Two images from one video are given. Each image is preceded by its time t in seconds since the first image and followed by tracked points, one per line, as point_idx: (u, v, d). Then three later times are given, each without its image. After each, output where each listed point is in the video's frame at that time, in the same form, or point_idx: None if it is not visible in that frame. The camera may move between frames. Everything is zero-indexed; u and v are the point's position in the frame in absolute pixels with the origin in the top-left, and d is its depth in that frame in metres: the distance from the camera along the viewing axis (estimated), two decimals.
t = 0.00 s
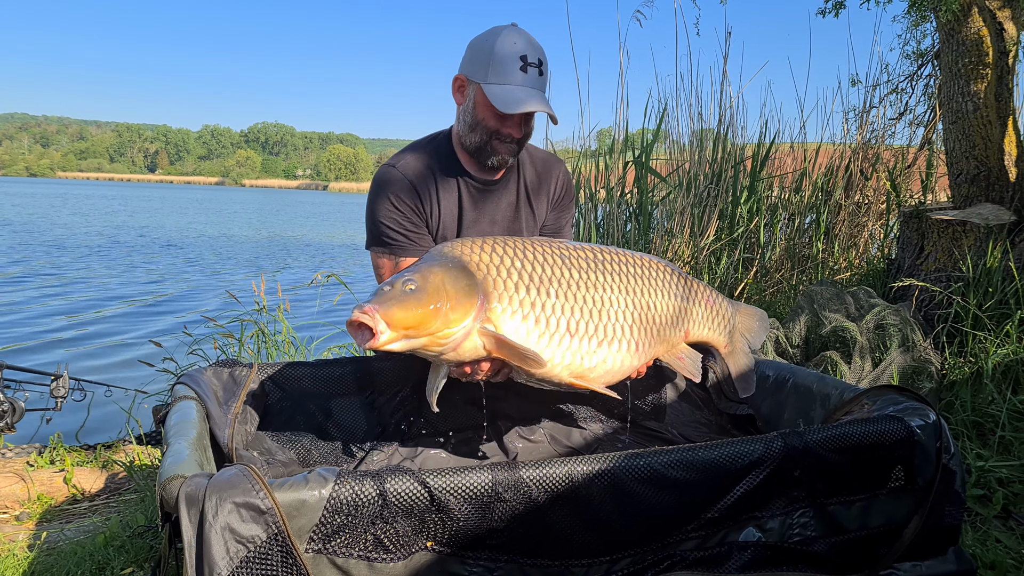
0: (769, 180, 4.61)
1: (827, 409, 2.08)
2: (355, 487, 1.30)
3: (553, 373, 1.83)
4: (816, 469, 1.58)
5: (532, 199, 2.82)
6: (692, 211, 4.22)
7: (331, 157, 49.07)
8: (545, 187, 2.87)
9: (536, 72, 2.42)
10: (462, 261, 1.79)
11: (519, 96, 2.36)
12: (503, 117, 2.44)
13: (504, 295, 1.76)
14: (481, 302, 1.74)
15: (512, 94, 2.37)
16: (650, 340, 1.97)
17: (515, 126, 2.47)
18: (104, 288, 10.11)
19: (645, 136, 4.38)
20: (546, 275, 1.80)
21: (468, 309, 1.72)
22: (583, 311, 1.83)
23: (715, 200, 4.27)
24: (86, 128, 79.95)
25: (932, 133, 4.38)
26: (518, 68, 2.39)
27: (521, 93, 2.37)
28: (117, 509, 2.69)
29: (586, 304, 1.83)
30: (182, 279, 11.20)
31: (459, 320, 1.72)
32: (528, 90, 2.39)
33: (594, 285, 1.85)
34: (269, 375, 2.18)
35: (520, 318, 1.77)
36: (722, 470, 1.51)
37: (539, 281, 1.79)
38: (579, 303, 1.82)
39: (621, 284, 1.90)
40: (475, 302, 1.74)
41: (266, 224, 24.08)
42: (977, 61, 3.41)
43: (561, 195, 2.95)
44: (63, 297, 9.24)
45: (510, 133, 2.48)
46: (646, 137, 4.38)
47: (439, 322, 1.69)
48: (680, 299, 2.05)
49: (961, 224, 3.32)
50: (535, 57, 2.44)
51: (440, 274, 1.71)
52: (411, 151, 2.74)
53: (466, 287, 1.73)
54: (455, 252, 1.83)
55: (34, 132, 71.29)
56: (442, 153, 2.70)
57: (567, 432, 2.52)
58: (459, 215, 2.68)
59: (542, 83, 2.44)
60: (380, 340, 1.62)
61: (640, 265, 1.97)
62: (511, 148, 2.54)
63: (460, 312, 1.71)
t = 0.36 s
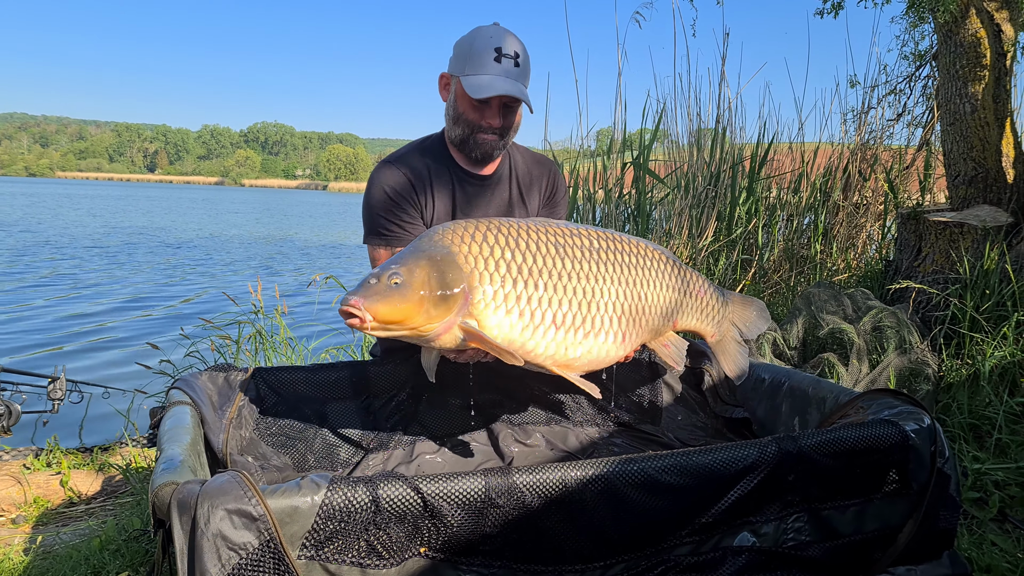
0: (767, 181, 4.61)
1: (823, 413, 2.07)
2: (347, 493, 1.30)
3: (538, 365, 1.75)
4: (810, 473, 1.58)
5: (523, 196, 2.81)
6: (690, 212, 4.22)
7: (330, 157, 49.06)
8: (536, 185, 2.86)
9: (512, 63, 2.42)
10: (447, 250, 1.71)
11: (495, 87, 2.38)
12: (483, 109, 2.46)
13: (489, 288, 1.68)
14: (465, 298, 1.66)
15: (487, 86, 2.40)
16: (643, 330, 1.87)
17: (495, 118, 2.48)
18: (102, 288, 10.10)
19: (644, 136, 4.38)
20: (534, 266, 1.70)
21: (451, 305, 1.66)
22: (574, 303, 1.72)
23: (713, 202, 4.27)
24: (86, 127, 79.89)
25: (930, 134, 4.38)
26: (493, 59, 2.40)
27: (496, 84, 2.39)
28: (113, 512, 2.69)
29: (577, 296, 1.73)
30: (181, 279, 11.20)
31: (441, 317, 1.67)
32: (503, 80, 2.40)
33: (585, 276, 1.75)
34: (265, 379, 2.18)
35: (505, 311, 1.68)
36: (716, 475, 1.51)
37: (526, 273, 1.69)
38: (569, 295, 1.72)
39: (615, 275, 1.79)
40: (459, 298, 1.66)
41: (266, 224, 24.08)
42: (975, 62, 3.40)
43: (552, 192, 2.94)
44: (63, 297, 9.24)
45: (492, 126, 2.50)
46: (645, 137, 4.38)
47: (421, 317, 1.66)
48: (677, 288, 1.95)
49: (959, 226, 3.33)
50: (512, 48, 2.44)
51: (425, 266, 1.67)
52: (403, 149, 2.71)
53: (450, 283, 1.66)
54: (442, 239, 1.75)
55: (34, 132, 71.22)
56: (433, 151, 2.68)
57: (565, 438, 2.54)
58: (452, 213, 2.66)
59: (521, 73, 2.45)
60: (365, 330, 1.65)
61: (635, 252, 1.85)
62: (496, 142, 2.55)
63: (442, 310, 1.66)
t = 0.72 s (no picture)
0: (764, 182, 4.60)
1: (815, 416, 2.06)
2: (332, 501, 1.29)
3: (517, 347, 1.72)
4: (801, 478, 1.57)
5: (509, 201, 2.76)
6: (688, 213, 4.20)
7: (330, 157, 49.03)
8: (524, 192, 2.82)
9: (468, 63, 2.45)
10: (429, 226, 1.68)
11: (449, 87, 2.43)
12: (447, 111, 2.52)
13: (471, 264, 1.64)
14: (446, 272, 1.64)
15: (442, 85, 2.45)
16: (625, 318, 1.85)
17: (456, 119, 2.51)
18: (100, 288, 10.09)
19: (642, 137, 4.37)
20: (518, 245, 1.67)
21: (431, 280, 1.64)
22: (556, 285, 1.70)
23: (711, 203, 4.25)
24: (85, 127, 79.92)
25: (928, 134, 4.37)
26: (448, 61, 2.45)
27: (449, 84, 2.43)
28: (105, 516, 2.67)
29: (558, 279, 1.70)
30: (180, 280, 11.18)
31: (421, 291, 1.64)
32: (457, 79, 2.44)
33: (568, 259, 1.72)
34: (254, 385, 2.16)
35: (485, 289, 1.65)
36: (706, 480, 1.50)
37: (509, 252, 1.66)
38: (550, 276, 1.69)
39: (598, 260, 1.77)
40: (439, 272, 1.64)
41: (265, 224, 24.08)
42: (972, 64, 3.39)
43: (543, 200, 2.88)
44: (61, 298, 9.23)
45: (460, 126, 2.51)
46: (643, 138, 4.37)
47: (400, 290, 1.63)
48: (661, 277, 1.93)
49: (955, 227, 3.32)
50: (470, 48, 2.47)
51: (407, 240, 1.63)
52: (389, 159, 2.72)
53: (430, 256, 1.63)
54: (424, 216, 1.71)
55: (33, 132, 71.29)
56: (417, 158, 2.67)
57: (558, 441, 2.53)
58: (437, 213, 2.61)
59: (480, 72, 2.48)
60: (343, 300, 1.61)
61: (621, 240, 1.84)
62: (467, 142, 2.54)
63: (422, 283, 1.63)
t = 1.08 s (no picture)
0: (762, 183, 4.59)
1: (811, 418, 2.05)
2: (323, 505, 1.28)
3: (493, 334, 1.71)
4: (796, 481, 1.56)
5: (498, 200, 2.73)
6: (686, 214, 4.19)
7: (329, 157, 49.02)
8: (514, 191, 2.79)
9: (415, 59, 2.45)
10: (407, 210, 1.67)
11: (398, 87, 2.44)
12: (411, 111, 2.52)
13: (446, 250, 1.63)
14: (420, 256, 1.62)
15: (394, 86, 2.46)
16: (606, 310, 1.84)
17: (417, 116, 2.50)
18: (98, 288, 10.08)
19: (639, 137, 4.36)
20: (497, 233, 1.66)
21: (404, 264, 1.62)
22: (534, 274, 1.69)
23: (708, 203, 4.24)
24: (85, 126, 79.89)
25: (926, 135, 4.37)
26: (399, 63, 2.48)
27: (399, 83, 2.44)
28: (99, 518, 2.66)
29: (537, 268, 1.69)
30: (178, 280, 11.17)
31: (394, 274, 1.62)
32: (404, 77, 2.44)
33: (549, 249, 1.71)
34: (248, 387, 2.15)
35: (461, 274, 1.64)
36: (700, 483, 1.49)
37: (487, 238, 1.65)
38: (529, 265, 1.69)
39: (581, 251, 1.76)
40: (413, 255, 1.62)
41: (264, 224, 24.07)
42: (970, 65, 3.39)
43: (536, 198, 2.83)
44: (59, 298, 9.22)
45: (427, 123, 2.49)
46: (640, 139, 4.36)
47: (372, 273, 1.61)
48: (647, 270, 1.91)
49: (953, 229, 3.32)
50: (418, 45, 2.47)
51: (382, 224, 1.62)
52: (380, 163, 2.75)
53: (405, 239, 1.62)
54: (404, 199, 1.70)
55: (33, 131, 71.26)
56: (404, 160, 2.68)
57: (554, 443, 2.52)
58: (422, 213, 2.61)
59: (434, 64, 2.46)
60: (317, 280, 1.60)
61: (606, 233, 1.82)
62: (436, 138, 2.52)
63: (395, 266, 1.61)
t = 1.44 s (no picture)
0: (761, 183, 4.58)
1: (807, 422, 2.05)
2: (317, 511, 1.28)
3: (468, 327, 1.71)
4: (792, 486, 1.55)
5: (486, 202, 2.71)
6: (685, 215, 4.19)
7: (329, 156, 49.02)
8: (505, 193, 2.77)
9: (393, 64, 2.46)
10: (389, 198, 1.67)
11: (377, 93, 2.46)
12: (394, 115, 2.53)
13: (423, 241, 1.63)
14: (397, 245, 1.63)
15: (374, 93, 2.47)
16: (587, 309, 1.82)
17: (399, 120, 2.51)
18: (98, 289, 10.07)
19: (638, 138, 4.36)
20: (478, 227, 1.65)
21: (380, 252, 1.63)
22: (513, 270, 1.68)
23: (707, 204, 4.24)
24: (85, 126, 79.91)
25: (925, 136, 4.36)
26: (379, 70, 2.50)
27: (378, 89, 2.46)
28: (97, 520, 2.66)
29: (517, 265, 1.69)
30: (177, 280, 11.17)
31: (370, 261, 1.63)
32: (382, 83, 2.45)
33: (530, 246, 1.70)
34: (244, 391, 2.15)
35: (438, 265, 1.64)
36: (695, 488, 1.48)
37: (467, 231, 1.64)
38: (507, 260, 1.68)
39: (564, 250, 1.75)
40: (390, 243, 1.63)
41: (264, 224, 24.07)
42: (969, 66, 3.38)
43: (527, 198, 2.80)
44: (58, 298, 9.21)
45: (410, 126, 2.50)
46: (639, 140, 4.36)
47: (349, 259, 1.62)
48: (632, 270, 1.90)
49: (951, 230, 3.32)
50: (396, 50, 2.48)
51: (361, 211, 1.63)
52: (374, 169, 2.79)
53: (383, 227, 1.63)
54: (388, 187, 1.71)
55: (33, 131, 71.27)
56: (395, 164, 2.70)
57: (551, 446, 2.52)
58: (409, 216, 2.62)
59: (412, 67, 2.46)
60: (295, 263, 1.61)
61: (591, 233, 1.81)
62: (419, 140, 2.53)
63: (371, 253, 1.62)
